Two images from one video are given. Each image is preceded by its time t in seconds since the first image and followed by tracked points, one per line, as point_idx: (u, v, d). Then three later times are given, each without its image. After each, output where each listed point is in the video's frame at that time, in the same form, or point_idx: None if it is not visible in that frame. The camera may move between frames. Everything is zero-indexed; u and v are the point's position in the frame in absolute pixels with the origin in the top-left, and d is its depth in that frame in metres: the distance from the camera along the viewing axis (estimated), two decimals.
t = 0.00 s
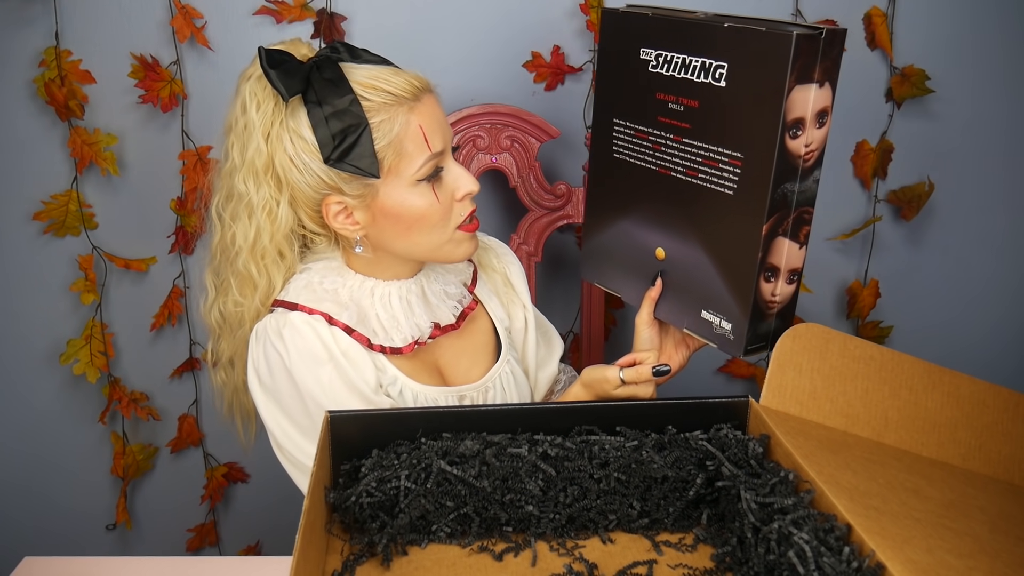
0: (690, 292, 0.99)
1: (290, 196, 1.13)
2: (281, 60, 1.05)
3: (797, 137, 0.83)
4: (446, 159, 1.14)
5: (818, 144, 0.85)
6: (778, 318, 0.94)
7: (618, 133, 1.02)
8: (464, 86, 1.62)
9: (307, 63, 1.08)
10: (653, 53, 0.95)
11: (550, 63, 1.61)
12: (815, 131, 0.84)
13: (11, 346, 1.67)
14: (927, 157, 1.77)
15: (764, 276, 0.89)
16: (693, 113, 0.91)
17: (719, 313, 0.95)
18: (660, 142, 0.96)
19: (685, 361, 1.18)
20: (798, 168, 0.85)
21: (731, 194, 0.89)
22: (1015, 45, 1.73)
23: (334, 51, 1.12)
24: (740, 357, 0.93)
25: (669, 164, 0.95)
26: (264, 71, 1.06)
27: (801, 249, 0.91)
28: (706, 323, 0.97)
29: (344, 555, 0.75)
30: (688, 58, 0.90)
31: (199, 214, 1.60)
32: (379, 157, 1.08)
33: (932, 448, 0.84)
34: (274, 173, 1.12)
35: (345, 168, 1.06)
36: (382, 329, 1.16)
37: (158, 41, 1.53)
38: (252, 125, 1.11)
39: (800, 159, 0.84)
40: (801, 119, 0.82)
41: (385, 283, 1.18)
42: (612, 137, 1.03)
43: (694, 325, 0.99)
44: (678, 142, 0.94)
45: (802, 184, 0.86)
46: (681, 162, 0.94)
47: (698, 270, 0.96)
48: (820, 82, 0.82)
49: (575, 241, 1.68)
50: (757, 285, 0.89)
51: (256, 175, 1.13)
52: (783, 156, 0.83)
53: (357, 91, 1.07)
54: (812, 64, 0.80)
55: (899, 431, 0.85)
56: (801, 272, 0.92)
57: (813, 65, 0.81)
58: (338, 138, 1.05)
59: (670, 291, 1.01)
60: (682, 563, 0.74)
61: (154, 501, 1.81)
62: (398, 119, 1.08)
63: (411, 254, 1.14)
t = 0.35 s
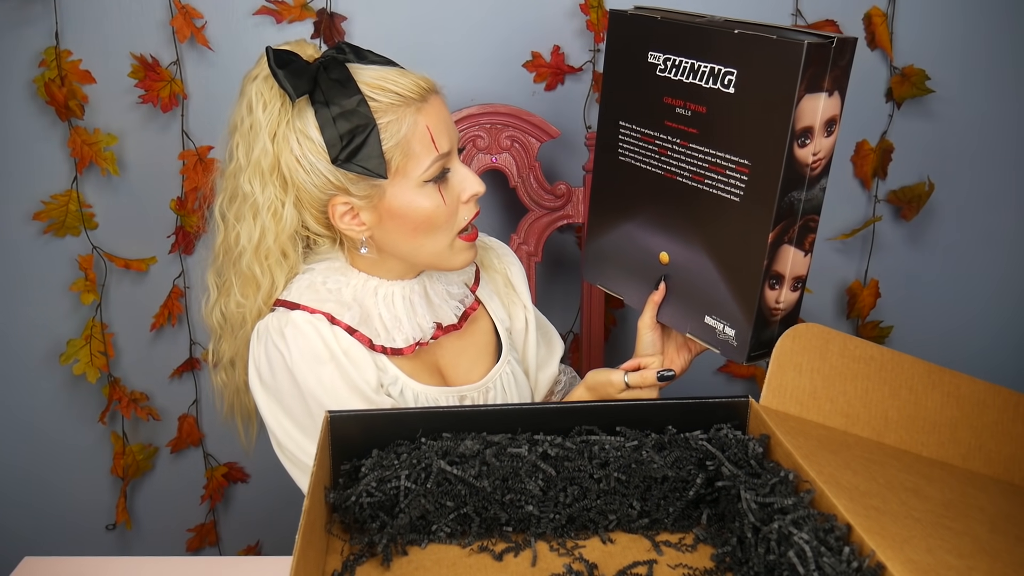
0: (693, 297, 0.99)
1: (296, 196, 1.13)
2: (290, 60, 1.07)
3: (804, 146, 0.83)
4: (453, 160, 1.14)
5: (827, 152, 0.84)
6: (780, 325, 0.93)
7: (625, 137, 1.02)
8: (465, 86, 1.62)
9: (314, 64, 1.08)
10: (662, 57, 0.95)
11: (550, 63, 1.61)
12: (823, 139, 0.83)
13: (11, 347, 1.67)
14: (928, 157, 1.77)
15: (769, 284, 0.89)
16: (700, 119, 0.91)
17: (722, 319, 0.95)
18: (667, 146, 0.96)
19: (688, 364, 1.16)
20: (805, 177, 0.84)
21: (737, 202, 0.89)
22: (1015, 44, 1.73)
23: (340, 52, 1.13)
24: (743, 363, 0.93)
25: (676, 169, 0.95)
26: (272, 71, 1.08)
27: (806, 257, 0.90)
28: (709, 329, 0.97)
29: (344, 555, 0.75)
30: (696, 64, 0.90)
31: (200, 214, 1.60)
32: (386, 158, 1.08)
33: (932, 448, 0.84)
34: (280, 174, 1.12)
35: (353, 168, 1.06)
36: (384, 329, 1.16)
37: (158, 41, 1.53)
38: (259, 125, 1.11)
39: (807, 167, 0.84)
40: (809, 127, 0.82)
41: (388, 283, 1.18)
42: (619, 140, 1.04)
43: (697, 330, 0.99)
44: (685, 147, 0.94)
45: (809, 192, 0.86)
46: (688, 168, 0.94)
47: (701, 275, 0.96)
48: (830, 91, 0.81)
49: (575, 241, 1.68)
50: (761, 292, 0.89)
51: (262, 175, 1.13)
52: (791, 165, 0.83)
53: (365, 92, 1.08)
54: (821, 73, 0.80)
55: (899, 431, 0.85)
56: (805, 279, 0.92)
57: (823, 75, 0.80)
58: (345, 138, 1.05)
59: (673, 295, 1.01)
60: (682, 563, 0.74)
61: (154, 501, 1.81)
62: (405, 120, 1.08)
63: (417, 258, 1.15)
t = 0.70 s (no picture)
0: (695, 298, 0.99)
1: (299, 195, 1.13)
2: (291, 59, 1.07)
3: (809, 147, 0.82)
4: (455, 155, 1.14)
5: (830, 154, 0.85)
6: (784, 324, 0.93)
7: (628, 138, 1.02)
8: (465, 86, 1.62)
9: (314, 63, 1.09)
10: (665, 58, 0.95)
11: (550, 63, 1.61)
12: (827, 141, 0.83)
13: (10, 346, 1.67)
14: (928, 157, 1.77)
15: (772, 284, 0.89)
16: (704, 120, 0.91)
17: (725, 320, 0.95)
18: (670, 147, 0.96)
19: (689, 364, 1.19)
20: (809, 178, 0.84)
21: (741, 203, 0.89)
22: (1015, 44, 1.73)
23: (339, 50, 1.13)
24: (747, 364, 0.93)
25: (679, 170, 0.95)
26: (273, 70, 1.07)
27: (809, 259, 0.91)
28: (712, 330, 0.97)
29: (344, 555, 0.75)
30: (700, 65, 0.90)
31: (200, 214, 1.60)
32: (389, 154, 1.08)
33: (932, 448, 0.84)
34: (283, 174, 1.12)
35: (356, 165, 1.06)
36: (387, 328, 1.16)
37: (158, 41, 1.53)
38: (259, 126, 1.11)
39: (811, 169, 0.84)
40: (814, 129, 0.82)
41: (391, 281, 1.18)
42: (621, 140, 1.04)
43: (699, 331, 0.99)
44: (688, 148, 0.94)
45: (813, 194, 0.86)
46: (691, 169, 0.94)
47: (704, 276, 0.96)
48: (834, 93, 0.81)
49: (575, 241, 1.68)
50: (765, 293, 0.89)
51: (264, 175, 1.13)
52: (795, 166, 0.83)
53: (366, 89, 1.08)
54: (826, 74, 0.80)
55: (899, 431, 0.85)
56: (808, 281, 0.92)
57: (828, 76, 0.80)
58: (347, 135, 1.06)
59: (675, 296, 1.01)
60: (682, 563, 0.74)
61: (154, 501, 1.81)
62: (407, 116, 1.09)
63: (424, 252, 1.14)
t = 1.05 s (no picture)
0: (698, 290, 0.99)
1: (304, 194, 1.13)
2: (294, 60, 1.07)
3: (810, 137, 0.82)
4: (460, 148, 1.14)
5: (831, 144, 0.85)
6: (786, 317, 0.94)
7: (629, 132, 1.02)
8: (465, 86, 1.62)
9: (317, 62, 1.09)
10: (666, 53, 0.95)
11: (550, 63, 1.61)
12: (828, 131, 0.83)
13: (10, 347, 1.67)
14: (928, 157, 1.77)
15: (775, 274, 0.89)
16: (705, 112, 0.91)
17: (728, 312, 0.95)
18: (671, 141, 0.96)
19: (690, 360, 1.22)
20: (810, 168, 0.84)
21: (743, 193, 0.89)
22: (1014, 45, 1.72)
23: (340, 50, 1.13)
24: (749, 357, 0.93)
25: (680, 163, 0.95)
26: (276, 70, 1.07)
27: (810, 249, 0.91)
28: (715, 322, 0.98)
29: (344, 555, 0.75)
30: (701, 58, 0.90)
31: (200, 214, 1.60)
32: (396, 149, 1.08)
33: (932, 448, 0.84)
34: (286, 173, 1.12)
35: (362, 161, 1.06)
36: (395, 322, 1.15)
37: (158, 41, 1.53)
38: (261, 127, 1.12)
39: (812, 158, 0.84)
40: (815, 118, 0.82)
41: (397, 278, 1.18)
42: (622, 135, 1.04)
43: (702, 324, 1.00)
44: (690, 141, 0.94)
45: (814, 183, 0.86)
46: (693, 162, 0.94)
47: (705, 269, 0.97)
48: (834, 82, 0.82)
49: (576, 241, 1.67)
50: (767, 283, 0.89)
51: (267, 175, 1.13)
52: (796, 155, 0.83)
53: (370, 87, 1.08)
54: (826, 64, 0.80)
55: (899, 431, 0.85)
56: (810, 272, 0.92)
57: (828, 66, 0.80)
58: (352, 132, 1.06)
59: (678, 290, 1.02)
60: (682, 563, 0.74)
61: (154, 502, 1.81)
62: (413, 111, 1.09)
63: (432, 248, 1.15)
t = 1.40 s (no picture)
0: (699, 288, 1.00)
1: (306, 192, 1.13)
2: (296, 57, 1.07)
3: (809, 134, 0.82)
4: (461, 146, 1.14)
5: (829, 142, 0.84)
6: (786, 315, 0.94)
7: (628, 133, 1.02)
8: (465, 86, 1.62)
9: (320, 60, 1.09)
10: (663, 53, 0.95)
11: (550, 63, 1.61)
12: (826, 128, 0.83)
13: (10, 347, 1.68)
14: (928, 157, 1.77)
15: (775, 272, 0.89)
16: (703, 111, 0.91)
17: (728, 309, 0.96)
18: (670, 140, 0.96)
19: (690, 359, 1.23)
20: (809, 166, 0.84)
21: (743, 191, 0.88)
22: (1015, 44, 1.72)
23: (343, 49, 1.13)
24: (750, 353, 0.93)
25: (679, 162, 0.96)
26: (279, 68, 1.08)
27: (810, 246, 0.90)
28: (715, 320, 0.98)
29: (344, 555, 0.75)
30: (699, 57, 0.90)
31: (200, 214, 1.59)
32: (398, 146, 1.09)
33: (932, 448, 0.84)
34: (289, 171, 1.12)
35: (364, 158, 1.06)
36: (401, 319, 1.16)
37: (158, 41, 1.53)
38: (264, 125, 1.11)
39: (811, 156, 0.84)
40: (813, 116, 0.82)
41: (400, 277, 1.18)
42: (621, 136, 1.04)
43: (702, 322, 1.00)
44: (689, 140, 0.94)
45: (813, 181, 0.86)
46: (692, 160, 0.94)
47: (705, 267, 0.98)
48: (833, 80, 0.82)
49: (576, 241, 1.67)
50: (767, 281, 0.89)
51: (270, 173, 1.13)
52: (796, 153, 0.82)
53: (372, 84, 1.08)
54: (824, 63, 0.80)
55: (899, 431, 0.85)
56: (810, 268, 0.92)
57: (826, 64, 0.80)
58: (353, 129, 1.06)
59: (680, 286, 1.03)
60: (682, 563, 0.74)
61: (154, 502, 1.81)
62: (414, 108, 1.09)
63: (433, 246, 1.15)
